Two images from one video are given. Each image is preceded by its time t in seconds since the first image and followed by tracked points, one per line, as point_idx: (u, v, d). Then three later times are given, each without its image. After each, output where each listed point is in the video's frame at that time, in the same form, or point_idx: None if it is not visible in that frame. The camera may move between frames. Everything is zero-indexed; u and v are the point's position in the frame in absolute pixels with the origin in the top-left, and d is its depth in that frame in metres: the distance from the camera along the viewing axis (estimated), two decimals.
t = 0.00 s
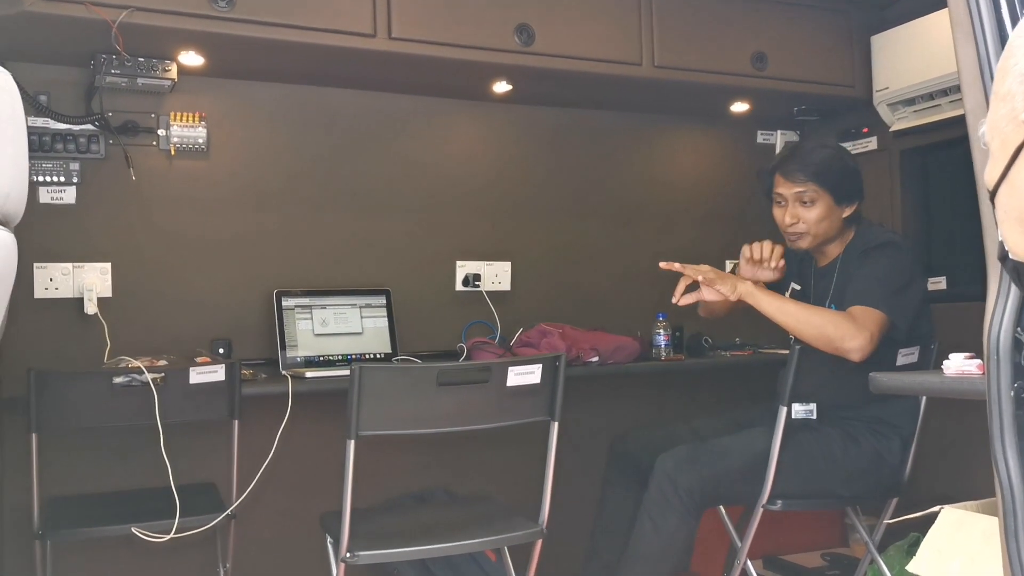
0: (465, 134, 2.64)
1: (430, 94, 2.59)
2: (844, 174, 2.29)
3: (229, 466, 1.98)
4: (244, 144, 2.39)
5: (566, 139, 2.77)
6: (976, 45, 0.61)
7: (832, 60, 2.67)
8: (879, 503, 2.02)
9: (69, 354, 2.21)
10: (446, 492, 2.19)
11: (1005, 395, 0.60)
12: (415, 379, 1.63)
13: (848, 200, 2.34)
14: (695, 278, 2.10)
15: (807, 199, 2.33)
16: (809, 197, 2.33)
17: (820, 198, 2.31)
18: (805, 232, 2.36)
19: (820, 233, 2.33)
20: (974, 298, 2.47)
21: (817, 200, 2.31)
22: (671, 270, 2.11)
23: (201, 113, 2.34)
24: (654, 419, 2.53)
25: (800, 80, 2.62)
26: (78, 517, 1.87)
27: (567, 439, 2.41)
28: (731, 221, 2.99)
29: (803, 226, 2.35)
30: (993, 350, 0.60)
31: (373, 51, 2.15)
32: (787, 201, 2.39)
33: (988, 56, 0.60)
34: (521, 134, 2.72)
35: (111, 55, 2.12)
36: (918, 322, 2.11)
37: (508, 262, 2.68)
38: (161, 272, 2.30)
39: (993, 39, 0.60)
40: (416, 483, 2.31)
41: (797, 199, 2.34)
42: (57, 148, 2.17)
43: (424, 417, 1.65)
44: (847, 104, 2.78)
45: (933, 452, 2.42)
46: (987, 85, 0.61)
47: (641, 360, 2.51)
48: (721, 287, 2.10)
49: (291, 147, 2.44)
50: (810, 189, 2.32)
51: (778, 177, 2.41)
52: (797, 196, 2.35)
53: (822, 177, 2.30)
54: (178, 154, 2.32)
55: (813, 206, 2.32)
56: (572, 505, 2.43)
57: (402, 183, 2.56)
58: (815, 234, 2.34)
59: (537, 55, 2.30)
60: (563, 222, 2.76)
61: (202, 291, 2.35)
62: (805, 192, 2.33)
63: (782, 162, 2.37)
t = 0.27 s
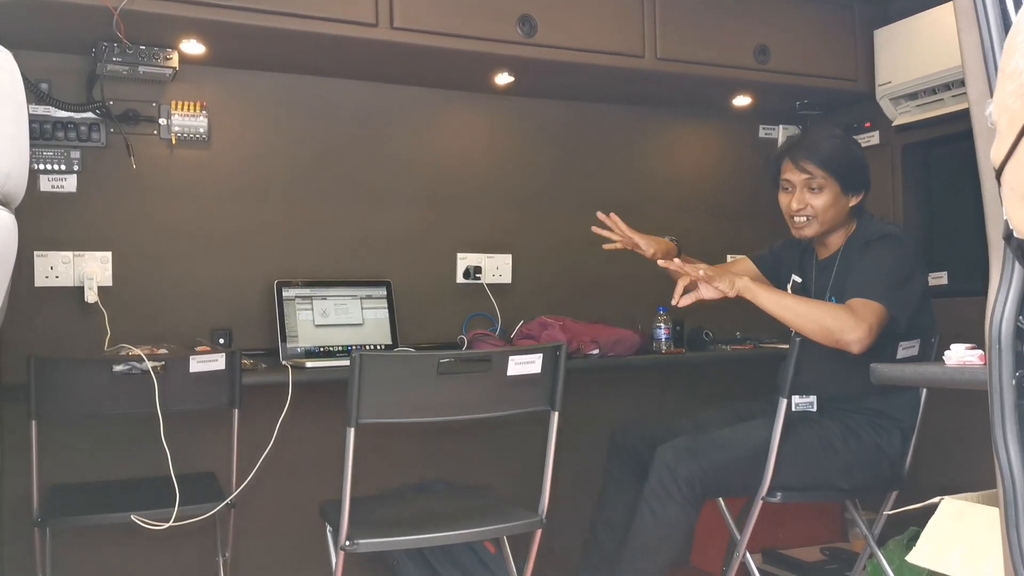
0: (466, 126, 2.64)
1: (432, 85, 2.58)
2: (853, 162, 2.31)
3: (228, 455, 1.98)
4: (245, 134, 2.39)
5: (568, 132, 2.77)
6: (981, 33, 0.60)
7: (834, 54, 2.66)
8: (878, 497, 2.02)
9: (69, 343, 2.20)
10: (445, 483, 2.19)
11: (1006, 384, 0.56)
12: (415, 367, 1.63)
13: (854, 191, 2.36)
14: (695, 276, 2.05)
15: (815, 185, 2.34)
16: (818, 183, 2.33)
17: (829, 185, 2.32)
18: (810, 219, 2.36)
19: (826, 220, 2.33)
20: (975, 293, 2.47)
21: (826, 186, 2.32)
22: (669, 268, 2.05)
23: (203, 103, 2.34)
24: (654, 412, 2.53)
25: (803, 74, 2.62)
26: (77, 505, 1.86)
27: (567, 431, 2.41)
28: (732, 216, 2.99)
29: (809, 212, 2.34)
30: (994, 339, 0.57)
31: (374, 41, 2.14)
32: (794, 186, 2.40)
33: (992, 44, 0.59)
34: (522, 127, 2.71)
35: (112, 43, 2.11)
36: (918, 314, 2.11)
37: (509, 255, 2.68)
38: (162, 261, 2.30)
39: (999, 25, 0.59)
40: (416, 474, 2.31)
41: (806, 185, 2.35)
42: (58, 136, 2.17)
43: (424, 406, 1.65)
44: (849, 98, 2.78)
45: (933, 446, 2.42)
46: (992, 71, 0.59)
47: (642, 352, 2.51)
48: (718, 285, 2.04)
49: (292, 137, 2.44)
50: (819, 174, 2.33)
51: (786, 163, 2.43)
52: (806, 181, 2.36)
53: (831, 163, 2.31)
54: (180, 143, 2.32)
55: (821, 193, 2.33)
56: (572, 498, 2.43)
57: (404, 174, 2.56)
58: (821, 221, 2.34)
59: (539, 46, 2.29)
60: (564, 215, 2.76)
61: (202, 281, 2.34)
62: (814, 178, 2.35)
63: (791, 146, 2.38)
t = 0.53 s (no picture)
0: (467, 113, 2.64)
1: (433, 72, 2.58)
2: (861, 145, 2.36)
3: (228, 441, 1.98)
4: (246, 120, 2.39)
5: (569, 120, 2.76)
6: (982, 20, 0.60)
7: (837, 43, 2.65)
8: (877, 485, 2.03)
9: (69, 328, 2.21)
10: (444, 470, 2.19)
11: (1005, 370, 0.56)
12: (415, 353, 1.63)
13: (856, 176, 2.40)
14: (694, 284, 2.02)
15: (826, 166, 2.35)
16: (830, 163, 2.35)
17: (842, 165, 2.35)
18: (821, 201, 2.34)
19: (838, 201, 2.33)
20: (975, 284, 2.47)
21: (839, 166, 2.34)
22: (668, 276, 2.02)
23: (203, 89, 2.33)
24: (653, 402, 2.53)
25: (805, 64, 2.61)
26: (77, 490, 1.87)
27: (566, 420, 2.42)
28: (733, 205, 2.99)
29: (822, 193, 2.33)
30: (993, 326, 0.57)
31: (375, 27, 2.14)
32: (802, 169, 2.39)
33: (995, 30, 0.59)
34: (523, 114, 2.71)
35: (112, 28, 2.11)
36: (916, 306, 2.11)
37: (510, 243, 2.68)
38: (162, 248, 2.30)
39: (1002, 8, 0.59)
40: (415, 461, 2.31)
41: (819, 164, 2.35)
42: (58, 122, 2.16)
43: (423, 392, 1.65)
44: (852, 87, 2.77)
45: (933, 436, 2.42)
46: (993, 61, 0.60)
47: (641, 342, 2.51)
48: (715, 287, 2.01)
49: (293, 123, 2.44)
50: (832, 154, 2.35)
51: (793, 147, 2.40)
52: (819, 162, 2.36)
53: (847, 140, 2.34)
54: (180, 129, 2.32)
55: (834, 172, 2.34)
56: (571, 486, 2.44)
57: (405, 161, 2.56)
58: (834, 202, 2.33)
59: (541, 33, 2.29)
60: (565, 203, 2.76)
61: (203, 267, 2.34)
62: (825, 159, 2.36)
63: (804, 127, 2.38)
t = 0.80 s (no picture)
0: (468, 108, 2.64)
1: (433, 67, 2.57)
2: (864, 140, 2.39)
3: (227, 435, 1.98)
4: (245, 114, 2.38)
5: (569, 115, 2.76)
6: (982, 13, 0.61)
7: (837, 38, 2.65)
8: (876, 480, 2.02)
9: (69, 322, 2.20)
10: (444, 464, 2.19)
11: (1005, 362, 0.56)
12: (415, 346, 1.63)
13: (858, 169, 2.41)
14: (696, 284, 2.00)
15: (830, 157, 2.37)
16: (833, 154, 2.36)
17: (844, 156, 2.36)
18: (824, 190, 2.34)
19: (841, 191, 2.33)
20: (975, 280, 2.47)
21: (841, 157, 2.36)
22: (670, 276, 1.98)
23: (203, 82, 2.33)
24: (653, 397, 2.53)
25: (805, 59, 2.61)
26: (76, 483, 1.87)
27: (566, 415, 2.42)
28: (734, 201, 2.99)
29: (826, 181, 2.34)
30: (993, 318, 0.56)
31: (374, 21, 2.13)
32: (806, 159, 2.40)
33: (995, 24, 0.60)
34: (524, 110, 2.71)
35: (112, 21, 2.10)
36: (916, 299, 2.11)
37: (510, 239, 2.68)
38: (162, 242, 2.30)
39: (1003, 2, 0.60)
40: (415, 456, 2.31)
41: (823, 155, 2.37)
42: (57, 115, 2.16)
43: (423, 384, 1.65)
44: (852, 83, 2.77)
45: (933, 431, 2.42)
46: (993, 53, 0.60)
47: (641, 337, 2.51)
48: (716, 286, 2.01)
49: (293, 117, 2.43)
50: (836, 144, 2.36)
51: (796, 138, 2.42)
52: (823, 152, 2.37)
53: (848, 132, 2.36)
54: (180, 123, 2.31)
55: (837, 162, 2.35)
56: (570, 481, 2.44)
57: (405, 156, 2.56)
58: (837, 192, 2.33)
59: (541, 27, 2.29)
60: (565, 198, 2.75)
61: (202, 261, 2.34)
62: (828, 150, 2.37)
63: (809, 118, 2.40)
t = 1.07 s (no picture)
0: (470, 103, 2.64)
1: (436, 62, 2.58)
2: (861, 136, 2.34)
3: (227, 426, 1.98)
4: (248, 107, 2.38)
5: (571, 112, 2.76)
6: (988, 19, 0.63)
7: (840, 38, 2.65)
8: (875, 478, 2.03)
9: (70, 312, 2.21)
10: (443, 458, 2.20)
11: (1004, 358, 0.59)
12: (415, 338, 1.63)
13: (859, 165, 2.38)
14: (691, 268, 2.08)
15: (823, 159, 2.35)
16: (826, 156, 2.35)
17: (837, 158, 2.34)
18: (820, 193, 2.35)
19: (836, 194, 2.33)
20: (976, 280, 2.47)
21: (834, 160, 2.34)
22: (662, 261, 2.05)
23: (206, 74, 2.33)
24: (652, 394, 2.53)
25: (808, 58, 2.61)
26: (76, 473, 1.87)
27: (565, 410, 2.42)
28: (735, 200, 2.99)
29: (820, 185, 2.34)
30: (993, 314, 0.59)
31: (379, 14, 2.14)
32: (800, 162, 2.41)
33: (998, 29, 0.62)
34: (526, 105, 2.71)
35: (116, 12, 2.11)
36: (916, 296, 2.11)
37: (511, 234, 2.68)
38: (163, 233, 2.30)
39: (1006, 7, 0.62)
40: (414, 449, 2.31)
41: (814, 159, 2.36)
42: (60, 105, 2.16)
43: (423, 377, 1.65)
44: (855, 82, 2.77)
45: (932, 431, 2.43)
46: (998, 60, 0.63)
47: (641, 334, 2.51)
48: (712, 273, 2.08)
49: (295, 111, 2.44)
50: (827, 148, 2.35)
51: (791, 141, 2.43)
52: (815, 155, 2.36)
53: (841, 134, 2.33)
54: (182, 115, 2.32)
55: (829, 166, 2.34)
56: (569, 476, 2.44)
57: (407, 150, 2.56)
58: (832, 195, 2.33)
59: (545, 23, 2.29)
60: (566, 195, 2.76)
61: (204, 253, 2.34)
62: (821, 153, 2.36)
63: (799, 123, 2.39)
